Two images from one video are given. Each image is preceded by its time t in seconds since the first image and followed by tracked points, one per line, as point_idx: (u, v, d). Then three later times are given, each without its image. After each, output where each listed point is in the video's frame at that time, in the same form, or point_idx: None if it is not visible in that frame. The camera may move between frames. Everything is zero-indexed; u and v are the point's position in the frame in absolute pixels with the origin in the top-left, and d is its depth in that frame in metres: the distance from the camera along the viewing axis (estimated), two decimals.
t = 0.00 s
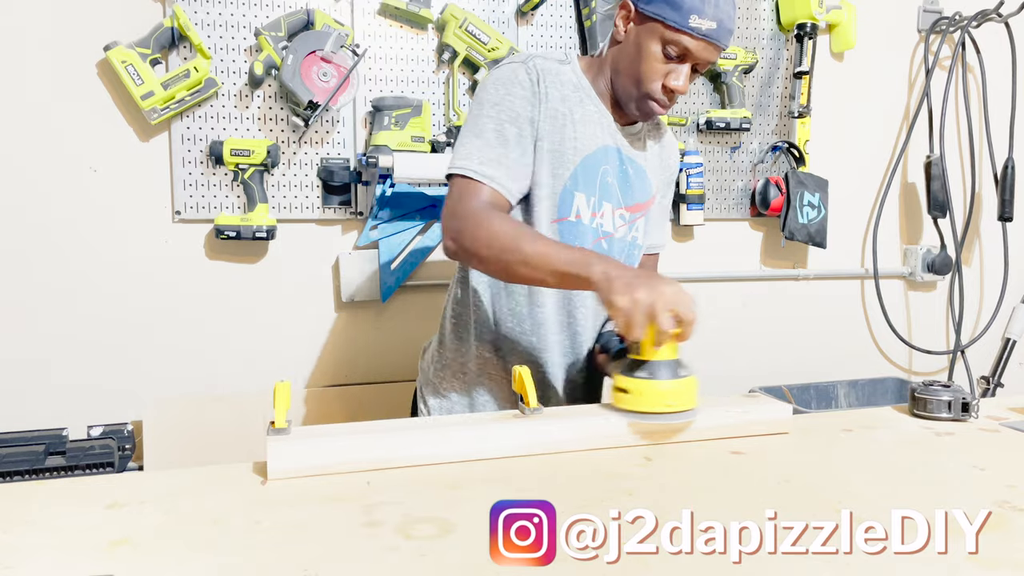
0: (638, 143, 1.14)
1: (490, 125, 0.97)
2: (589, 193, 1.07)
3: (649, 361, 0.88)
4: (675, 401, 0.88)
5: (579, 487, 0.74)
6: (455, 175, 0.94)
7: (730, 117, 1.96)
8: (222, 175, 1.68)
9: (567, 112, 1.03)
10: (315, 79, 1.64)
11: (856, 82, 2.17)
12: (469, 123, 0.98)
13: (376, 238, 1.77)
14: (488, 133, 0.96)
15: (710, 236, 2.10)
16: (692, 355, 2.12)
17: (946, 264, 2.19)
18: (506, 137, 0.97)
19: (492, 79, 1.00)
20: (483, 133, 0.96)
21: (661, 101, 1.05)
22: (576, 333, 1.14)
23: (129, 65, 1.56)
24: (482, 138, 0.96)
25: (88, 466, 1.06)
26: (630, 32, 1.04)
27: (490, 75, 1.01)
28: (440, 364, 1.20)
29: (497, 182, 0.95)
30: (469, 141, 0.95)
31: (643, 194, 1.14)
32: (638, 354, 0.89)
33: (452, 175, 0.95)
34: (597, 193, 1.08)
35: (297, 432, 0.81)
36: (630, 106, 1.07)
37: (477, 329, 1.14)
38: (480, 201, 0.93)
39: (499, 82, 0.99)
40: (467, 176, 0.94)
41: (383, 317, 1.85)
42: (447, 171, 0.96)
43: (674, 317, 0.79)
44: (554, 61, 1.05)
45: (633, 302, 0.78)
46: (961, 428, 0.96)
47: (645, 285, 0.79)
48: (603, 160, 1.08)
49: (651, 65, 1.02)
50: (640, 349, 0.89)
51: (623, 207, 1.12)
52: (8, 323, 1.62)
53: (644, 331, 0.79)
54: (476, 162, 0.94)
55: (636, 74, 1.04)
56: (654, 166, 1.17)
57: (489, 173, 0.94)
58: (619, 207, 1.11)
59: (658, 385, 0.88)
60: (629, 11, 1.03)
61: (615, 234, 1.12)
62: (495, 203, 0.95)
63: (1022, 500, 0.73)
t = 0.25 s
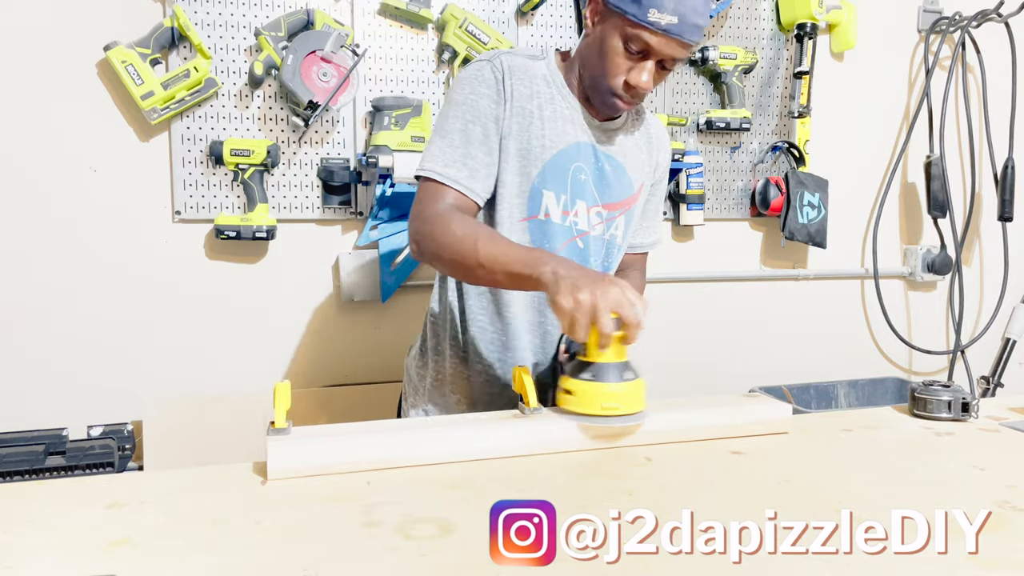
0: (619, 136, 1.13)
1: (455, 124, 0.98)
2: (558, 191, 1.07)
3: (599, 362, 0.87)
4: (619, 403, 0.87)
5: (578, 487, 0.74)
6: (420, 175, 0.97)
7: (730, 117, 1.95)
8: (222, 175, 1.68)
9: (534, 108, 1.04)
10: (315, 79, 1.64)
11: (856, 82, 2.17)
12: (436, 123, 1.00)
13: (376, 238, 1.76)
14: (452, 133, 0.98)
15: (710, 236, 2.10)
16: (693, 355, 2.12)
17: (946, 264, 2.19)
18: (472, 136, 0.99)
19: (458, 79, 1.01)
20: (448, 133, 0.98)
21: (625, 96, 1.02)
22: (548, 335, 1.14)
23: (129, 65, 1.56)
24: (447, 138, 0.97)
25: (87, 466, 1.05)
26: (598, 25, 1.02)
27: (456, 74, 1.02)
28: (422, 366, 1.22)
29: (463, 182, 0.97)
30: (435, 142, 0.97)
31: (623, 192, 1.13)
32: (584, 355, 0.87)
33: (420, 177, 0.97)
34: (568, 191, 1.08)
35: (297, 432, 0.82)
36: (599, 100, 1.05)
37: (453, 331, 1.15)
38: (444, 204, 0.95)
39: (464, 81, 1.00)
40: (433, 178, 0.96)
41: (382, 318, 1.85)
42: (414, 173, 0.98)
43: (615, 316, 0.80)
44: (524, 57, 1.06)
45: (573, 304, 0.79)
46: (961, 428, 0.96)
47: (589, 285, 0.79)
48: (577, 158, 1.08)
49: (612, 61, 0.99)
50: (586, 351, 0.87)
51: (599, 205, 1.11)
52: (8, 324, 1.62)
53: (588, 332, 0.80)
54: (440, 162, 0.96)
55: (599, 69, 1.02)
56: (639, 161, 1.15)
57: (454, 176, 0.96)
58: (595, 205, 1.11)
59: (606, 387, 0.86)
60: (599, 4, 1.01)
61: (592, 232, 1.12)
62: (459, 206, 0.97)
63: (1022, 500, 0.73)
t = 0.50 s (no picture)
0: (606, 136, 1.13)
1: (458, 128, 0.96)
2: (551, 193, 1.07)
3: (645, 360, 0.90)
4: (671, 399, 0.90)
5: (578, 487, 0.74)
6: (426, 184, 0.94)
7: (730, 117, 1.95)
8: (222, 175, 1.68)
9: (528, 110, 1.03)
10: (315, 79, 1.64)
11: (856, 82, 2.17)
12: (436, 129, 0.97)
13: (376, 238, 1.76)
14: (456, 138, 0.96)
15: (710, 236, 2.10)
16: (693, 355, 2.12)
17: (946, 264, 2.19)
18: (477, 141, 0.96)
19: (452, 81, 0.99)
20: (450, 138, 0.96)
21: (607, 98, 1.03)
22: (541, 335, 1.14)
23: (129, 65, 1.56)
24: (451, 144, 0.95)
25: (87, 466, 1.05)
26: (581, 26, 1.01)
27: (450, 76, 1.00)
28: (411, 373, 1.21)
29: (476, 189, 0.95)
30: (438, 149, 0.95)
31: (612, 191, 1.14)
32: (633, 353, 0.91)
33: (425, 186, 0.95)
34: (561, 193, 1.08)
35: (297, 432, 0.82)
36: (582, 101, 1.05)
37: (443, 335, 1.14)
38: (460, 213, 0.93)
39: (460, 84, 0.98)
40: (442, 187, 0.93)
41: (382, 317, 1.85)
42: (417, 182, 0.95)
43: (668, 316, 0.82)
44: (514, 57, 1.04)
45: (626, 303, 0.81)
46: (961, 429, 0.96)
47: (642, 285, 0.82)
48: (567, 159, 1.08)
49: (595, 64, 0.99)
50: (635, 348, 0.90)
51: (591, 205, 1.12)
52: (9, 324, 1.62)
53: (643, 330, 0.83)
54: (447, 169, 0.94)
55: (583, 71, 1.02)
56: (628, 158, 1.15)
57: (462, 182, 0.94)
58: (586, 206, 1.11)
59: (652, 384, 0.89)
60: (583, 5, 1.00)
61: (584, 232, 1.12)
62: (474, 213, 0.95)
63: (1021, 500, 0.73)
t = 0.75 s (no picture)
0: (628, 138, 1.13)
1: (493, 131, 0.95)
2: (580, 194, 1.07)
3: (682, 354, 0.93)
4: (723, 391, 0.94)
5: (578, 487, 0.74)
6: (462, 186, 0.94)
7: (730, 117, 1.96)
8: (222, 175, 1.68)
9: (560, 112, 1.03)
10: (315, 79, 1.64)
11: (856, 82, 2.17)
12: (472, 131, 0.96)
13: (376, 238, 1.76)
14: (495, 141, 0.95)
15: (710, 236, 2.10)
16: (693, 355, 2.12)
17: (946, 264, 2.19)
18: (515, 144, 0.95)
19: (483, 83, 0.98)
20: (488, 142, 0.95)
21: (641, 101, 1.04)
22: (567, 335, 1.16)
23: (129, 65, 1.56)
24: (488, 147, 0.94)
25: (88, 466, 1.05)
26: (608, 30, 1.02)
27: (481, 78, 0.98)
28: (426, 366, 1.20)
29: (515, 192, 0.94)
30: (475, 152, 0.94)
31: (634, 193, 1.15)
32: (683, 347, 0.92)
33: (462, 189, 0.94)
34: (590, 194, 1.08)
35: (297, 432, 0.81)
36: (614, 105, 1.06)
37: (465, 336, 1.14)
38: (497, 217, 0.92)
39: (494, 85, 0.97)
40: (478, 190, 0.93)
41: (382, 317, 1.85)
42: (454, 185, 0.94)
43: (723, 314, 0.85)
44: (542, 61, 1.04)
45: (685, 299, 0.84)
46: (961, 429, 0.96)
47: (682, 285, 0.85)
48: (594, 161, 1.08)
49: (628, 67, 1.00)
50: (685, 343, 0.92)
51: (615, 206, 1.12)
52: (9, 324, 1.62)
53: (697, 326, 0.86)
54: (487, 172, 0.93)
55: (613, 74, 1.02)
56: (646, 160, 1.16)
57: (501, 185, 0.93)
58: (611, 207, 1.11)
59: (704, 377, 0.92)
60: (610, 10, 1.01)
61: (609, 234, 1.12)
62: (511, 214, 0.94)
63: (1022, 500, 0.73)
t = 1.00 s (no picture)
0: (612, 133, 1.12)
1: (453, 127, 0.99)
2: (552, 191, 1.07)
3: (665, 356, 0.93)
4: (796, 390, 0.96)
5: (578, 487, 0.74)
6: (423, 178, 0.97)
7: (730, 117, 1.95)
8: (222, 175, 1.68)
9: (529, 109, 1.04)
10: (315, 78, 1.64)
11: (856, 82, 2.17)
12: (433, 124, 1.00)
13: (376, 238, 1.76)
14: (452, 136, 0.98)
15: (710, 236, 2.10)
16: (693, 355, 2.13)
17: (946, 264, 2.19)
18: (470, 139, 0.99)
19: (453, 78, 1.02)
20: (447, 137, 0.98)
21: (619, 97, 1.03)
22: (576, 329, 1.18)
23: (129, 65, 1.56)
24: (446, 141, 0.98)
25: (87, 466, 1.05)
26: (587, 27, 1.02)
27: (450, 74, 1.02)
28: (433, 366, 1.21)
29: (462, 184, 0.97)
30: (433, 144, 0.98)
31: (618, 192, 1.13)
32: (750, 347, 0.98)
33: (420, 179, 0.98)
34: (563, 191, 1.08)
35: (297, 432, 0.81)
36: (593, 101, 1.06)
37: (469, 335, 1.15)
38: (446, 206, 0.96)
39: (460, 82, 1.01)
40: (434, 180, 0.97)
41: (382, 317, 1.85)
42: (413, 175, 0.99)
43: (609, 320, 0.80)
44: (520, 60, 1.05)
45: (576, 303, 0.80)
46: (961, 428, 0.96)
47: (592, 286, 0.81)
48: (569, 158, 1.08)
49: (605, 63, 1.00)
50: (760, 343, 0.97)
51: (595, 205, 1.11)
52: (9, 324, 1.62)
53: (589, 332, 0.81)
54: (440, 165, 0.97)
55: (592, 71, 1.02)
56: (634, 159, 1.16)
57: (455, 178, 0.97)
58: (589, 205, 1.11)
59: (606, 386, 0.89)
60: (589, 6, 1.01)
61: (586, 232, 1.12)
62: (463, 206, 0.98)
63: (1022, 500, 0.73)
